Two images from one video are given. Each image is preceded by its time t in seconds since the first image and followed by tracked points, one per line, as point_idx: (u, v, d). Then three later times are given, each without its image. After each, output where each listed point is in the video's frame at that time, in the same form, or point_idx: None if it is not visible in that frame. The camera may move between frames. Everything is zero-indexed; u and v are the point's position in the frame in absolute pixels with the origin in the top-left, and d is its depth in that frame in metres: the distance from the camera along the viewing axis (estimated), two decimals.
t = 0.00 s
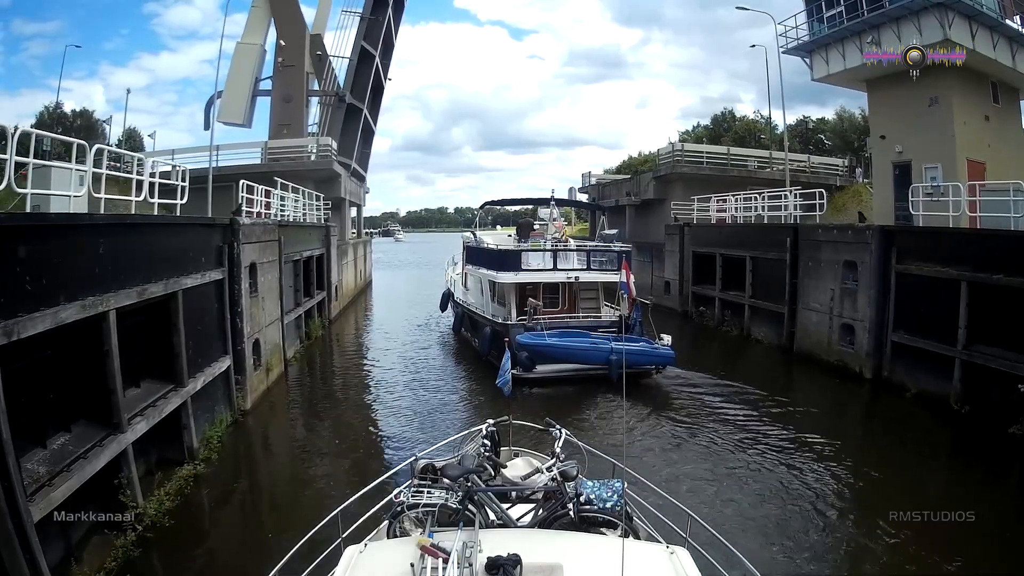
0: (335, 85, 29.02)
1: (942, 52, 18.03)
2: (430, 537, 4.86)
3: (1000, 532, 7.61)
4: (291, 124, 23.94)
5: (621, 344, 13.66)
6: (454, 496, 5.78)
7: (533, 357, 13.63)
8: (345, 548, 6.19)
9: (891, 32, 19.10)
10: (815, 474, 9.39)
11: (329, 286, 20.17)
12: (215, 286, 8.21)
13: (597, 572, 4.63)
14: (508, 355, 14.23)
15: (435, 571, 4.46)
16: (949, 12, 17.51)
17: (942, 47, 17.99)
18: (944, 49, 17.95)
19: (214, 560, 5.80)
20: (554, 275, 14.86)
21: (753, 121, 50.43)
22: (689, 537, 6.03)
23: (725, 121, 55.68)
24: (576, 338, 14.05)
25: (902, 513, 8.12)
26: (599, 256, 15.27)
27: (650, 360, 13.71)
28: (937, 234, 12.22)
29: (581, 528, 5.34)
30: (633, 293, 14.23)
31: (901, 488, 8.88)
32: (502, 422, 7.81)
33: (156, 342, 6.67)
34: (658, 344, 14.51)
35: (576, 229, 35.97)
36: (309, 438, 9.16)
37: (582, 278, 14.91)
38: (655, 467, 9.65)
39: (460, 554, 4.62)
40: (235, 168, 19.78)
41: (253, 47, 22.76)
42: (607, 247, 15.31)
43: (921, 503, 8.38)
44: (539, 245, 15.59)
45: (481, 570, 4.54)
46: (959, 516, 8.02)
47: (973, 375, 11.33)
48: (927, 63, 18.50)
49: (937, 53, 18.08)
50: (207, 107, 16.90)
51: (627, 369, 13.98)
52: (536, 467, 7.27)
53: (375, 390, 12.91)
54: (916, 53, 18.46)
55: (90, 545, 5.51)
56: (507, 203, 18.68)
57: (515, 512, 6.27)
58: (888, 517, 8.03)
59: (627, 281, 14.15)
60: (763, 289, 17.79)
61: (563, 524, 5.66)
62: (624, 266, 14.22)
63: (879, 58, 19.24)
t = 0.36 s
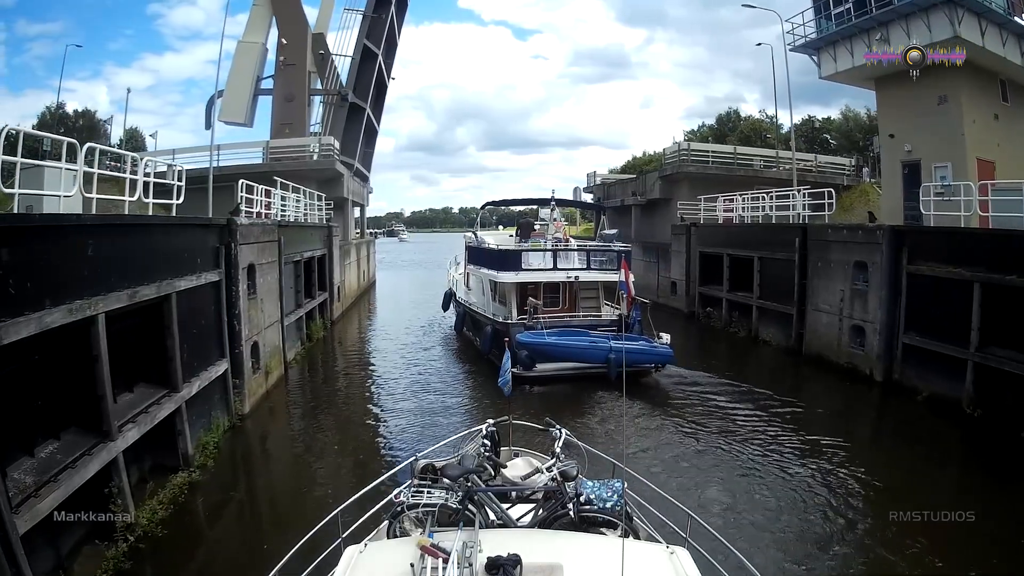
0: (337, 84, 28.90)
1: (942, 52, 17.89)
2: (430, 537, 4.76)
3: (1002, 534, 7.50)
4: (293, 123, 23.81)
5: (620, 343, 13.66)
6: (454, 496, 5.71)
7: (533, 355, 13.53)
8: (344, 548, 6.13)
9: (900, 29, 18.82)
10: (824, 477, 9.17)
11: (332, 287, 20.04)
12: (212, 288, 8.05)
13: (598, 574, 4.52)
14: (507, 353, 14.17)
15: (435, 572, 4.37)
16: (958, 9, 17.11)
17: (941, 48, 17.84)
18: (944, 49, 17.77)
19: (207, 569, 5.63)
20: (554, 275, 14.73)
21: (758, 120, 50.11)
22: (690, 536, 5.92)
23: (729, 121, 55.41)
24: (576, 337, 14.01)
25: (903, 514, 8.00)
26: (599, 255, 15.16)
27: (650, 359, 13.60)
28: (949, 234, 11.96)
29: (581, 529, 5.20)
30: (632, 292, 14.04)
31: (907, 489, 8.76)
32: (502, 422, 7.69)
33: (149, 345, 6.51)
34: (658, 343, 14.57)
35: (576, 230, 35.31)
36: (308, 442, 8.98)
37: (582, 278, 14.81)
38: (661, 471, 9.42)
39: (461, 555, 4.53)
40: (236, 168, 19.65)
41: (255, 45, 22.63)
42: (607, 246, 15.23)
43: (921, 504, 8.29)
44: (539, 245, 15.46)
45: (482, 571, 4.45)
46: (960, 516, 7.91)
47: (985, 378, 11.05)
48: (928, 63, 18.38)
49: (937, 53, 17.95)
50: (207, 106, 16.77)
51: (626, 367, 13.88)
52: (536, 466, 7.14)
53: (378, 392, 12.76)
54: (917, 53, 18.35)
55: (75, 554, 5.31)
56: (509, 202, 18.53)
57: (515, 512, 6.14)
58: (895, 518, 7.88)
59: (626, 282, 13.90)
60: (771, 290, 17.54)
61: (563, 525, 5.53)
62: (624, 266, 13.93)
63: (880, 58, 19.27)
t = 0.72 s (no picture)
0: (340, 82, 28.76)
1: (942, 52, 17.86)
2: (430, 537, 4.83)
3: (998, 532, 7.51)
4: (295, 122, 23.66)
5: (619, 341, 13.71)
6: (454, 496, 5.85)
7: (534, 355, 13.61)
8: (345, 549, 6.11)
9: (910, 26, 18.56)
10: (834, 483, 8.95)
11: (334, 288, 19.90)
12: (208, 290, 7.88)
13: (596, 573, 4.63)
14: (508, 353, 14.26)
15: (435, 571, 4.43)
16: (970, 6, 16.75)
17: (942, 48, 17.80)
18: (944, 49, 17.74)
19: None
20: (554, 275, 14.75)
21: (764, 120, 49.77)
22: (688, 536, 5.95)
23: (734, 120, 55.10)
24: (576, 336, 14.07)
25: (902, 513, 7.98)
26: (600, 255, 15.05)
27: (649, 359, 13.64)
28: (961, 236, 11.70)
29: (581, 528, 5.30)
30: (632, 293, 13.62)
31: (906, 487, 8.81)
32: (501, 423, 7.86)
33: (141, 350, 6.36)
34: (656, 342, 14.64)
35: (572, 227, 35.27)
36: (307, 446, 8.80)
37: (582, 278, 14.79)
38: (667, 478, 9.20)
39: (461, 554, 4.61)
40: (237, 167, 19.52)
41: (257, 43, 22.53)
42: (608, 246, 15.07)
43: (921, 503, 8.26)
44: (540, 245, 15.43)
45: (482, 571, 4.52)
46: (960, 516, 7.88)
47: (999, 382, 10.75)
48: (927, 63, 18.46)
49: (937, 53, 18.05)
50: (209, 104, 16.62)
51: (626, 367, 13.93)
52: (536, 466, 7.28)
53: (382, 393, 12.60)
54: (917, 53, 18.45)
55: (62, 565, 5.13)
56: (511, 202, 18.36)
57: (515, 512, 6.36)
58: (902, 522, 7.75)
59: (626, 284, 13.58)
60: (780, 292, 17.30)
61: (563, 525, 5.65)
62: (623, 266, 13.66)
63: (880, 58, 19.29)
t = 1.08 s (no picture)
0: (344, 81, 28.63)
1: (942, 52, 17.79)
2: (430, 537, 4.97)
3: (996, 531, 7.54)
4: (298, 120, 23.53)
5: (619, 341, 13.73)
6: (454, 496, 6.00)
7: (534, 353, 13.83)
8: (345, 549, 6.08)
9: (919, 25, 18.25)
10: (844, 489, 8.72)
11: (336, 288, 19.77)
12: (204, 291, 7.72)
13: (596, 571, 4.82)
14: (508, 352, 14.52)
15: (435, 571, 4.56)
16: (981, 4, 16.41)
17: (942, 47, 17.70)
18: (944, 49, 17.68)
19: None
20: (554, 275, 15.04)
21: (770, 120, 49.44)
22: (688, 537, 6.14)
23: (740, 120, 54.78)
24: (575, 335, 14.22)
25: (903, 514, 7.97)
26: (601, 255, 15.36)
27: (648, 358, 13.72)
28: (974, 237, 11.44)
29: (581, 528, 5.53)
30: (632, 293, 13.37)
31: (910, 487, 8.76)
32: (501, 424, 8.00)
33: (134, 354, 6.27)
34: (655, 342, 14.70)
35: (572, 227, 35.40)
36: (306, 450, 8.63)
37: (582, 278, 15.05)
38: (672, 485, 9.00)
39: (461, 554, 4.78)
40: (239, 166, 19.41)
41: (258, 41, 22.52)
42: (608, 246, 15.34)
43: (922, 503, 8.25)
44: (541, 245, 15.66)
45: (481, 570, 4.69)
46: (960, 516, 7.87)
47: (1013, 387, 10.47)
48: (928, 62, 18.31)
49: (937, 53, 17.87)
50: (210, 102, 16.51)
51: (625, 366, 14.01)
52: (536, 466, 7.38)
53: (384, 394, 12.49)
54: (916, 53, 18.23)
55: None
56: (512, 202, 18.27)
57: (515, 512, 6.56)
58: (912, 530, 7.58)
59: (627, 285, 13.42)
60: (788, 293, 17.06)
61: (563, 524, 5.89)
62: (621, 266, 13.53)
63: (880, 58, 19.37)
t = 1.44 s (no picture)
0: (347, 79, 28.51)
1: (942, 52, 17.75)
2: (430, 537, 4.92)
3: (999, 533, 7.48)
4: (300, 118, 23.39)
5: (619, 341, 13.69)
6: (454, 496, 5.95)
7: (533, 353, 13.81)
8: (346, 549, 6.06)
9: (930, 23, 17.88)
10: (855, 496, 8.50)
11: (339, 288, 19.66)
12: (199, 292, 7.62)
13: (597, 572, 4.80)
14: (509, 351, 14.50)
15: (435, 571, 4.51)
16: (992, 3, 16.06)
17: (942, 48, 17.67)
18: (943, 49, 17.64)
19: None
20: (555, 275, 14.96)
21: (775, 120, 49.15)
22: (688, 536, 6.21)
23: (745, 120, 54.50)
24: (575, 334, 14.14)
25: (901, 513, 7.99)
26: (602, 255, 15.28)
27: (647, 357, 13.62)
28: (987, 238, 11.18)
29: (581, 529, 5.50)
30: (632, 293, 13.22)
31: (916, 489, 8.68)
32: (502, 423, 7.87)
33: (126, 357, 6.20)
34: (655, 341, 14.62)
35: (571, 227, 35.60)
36: (305, 454, 8.49)
37: (582, 277, 14.95)
38: (677, 492, 8.79)
39: (461, 554, 4.73)
40: (240, 165, 19.28)
41: (261, 38, 22.45)
42: (609, 246, 15.27)
43: (920, 502, 8.25)
44: (542, 245, 15.57)
45: (481, 570, 4.65)
46: (959, 516, 7.87)
47: None
48: (928, 62, 18.21)
49: (937, 53, 17.85)
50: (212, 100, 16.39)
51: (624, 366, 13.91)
52: (536, 466, 7.22)
53: (386, 394, 12.41)
54: (916, 53, 18.10)
55: None
56: (513, 201, 18.24)
57: (515, 511, 6.50)
58: (925, 538, 7.38)
59: (625, 285, 13.14)
60: (796, 295, 16.85)
61: (562, 524, 5.84)
62: (621, 266, 13.42)
63: (878, 58, 19.66)
